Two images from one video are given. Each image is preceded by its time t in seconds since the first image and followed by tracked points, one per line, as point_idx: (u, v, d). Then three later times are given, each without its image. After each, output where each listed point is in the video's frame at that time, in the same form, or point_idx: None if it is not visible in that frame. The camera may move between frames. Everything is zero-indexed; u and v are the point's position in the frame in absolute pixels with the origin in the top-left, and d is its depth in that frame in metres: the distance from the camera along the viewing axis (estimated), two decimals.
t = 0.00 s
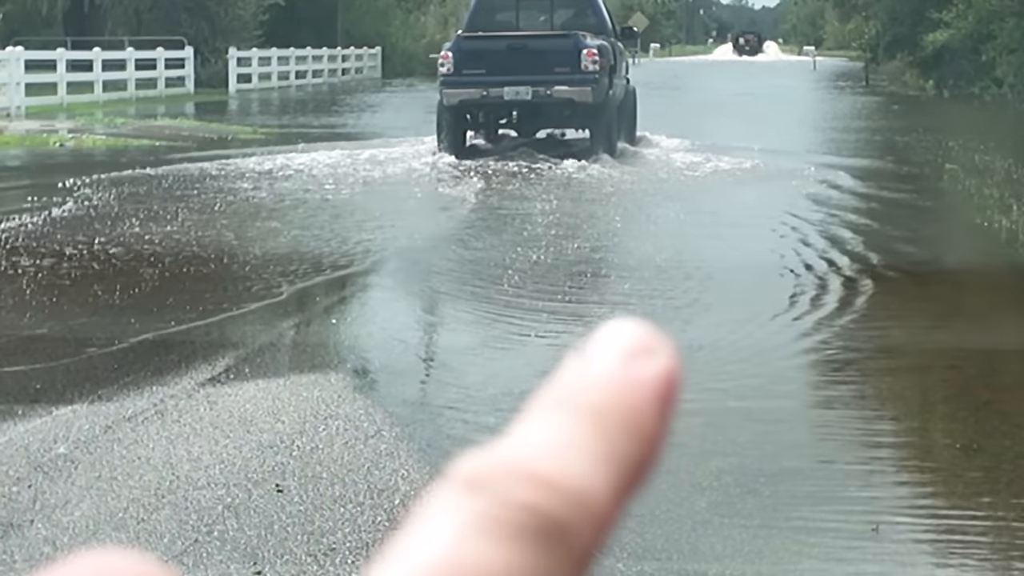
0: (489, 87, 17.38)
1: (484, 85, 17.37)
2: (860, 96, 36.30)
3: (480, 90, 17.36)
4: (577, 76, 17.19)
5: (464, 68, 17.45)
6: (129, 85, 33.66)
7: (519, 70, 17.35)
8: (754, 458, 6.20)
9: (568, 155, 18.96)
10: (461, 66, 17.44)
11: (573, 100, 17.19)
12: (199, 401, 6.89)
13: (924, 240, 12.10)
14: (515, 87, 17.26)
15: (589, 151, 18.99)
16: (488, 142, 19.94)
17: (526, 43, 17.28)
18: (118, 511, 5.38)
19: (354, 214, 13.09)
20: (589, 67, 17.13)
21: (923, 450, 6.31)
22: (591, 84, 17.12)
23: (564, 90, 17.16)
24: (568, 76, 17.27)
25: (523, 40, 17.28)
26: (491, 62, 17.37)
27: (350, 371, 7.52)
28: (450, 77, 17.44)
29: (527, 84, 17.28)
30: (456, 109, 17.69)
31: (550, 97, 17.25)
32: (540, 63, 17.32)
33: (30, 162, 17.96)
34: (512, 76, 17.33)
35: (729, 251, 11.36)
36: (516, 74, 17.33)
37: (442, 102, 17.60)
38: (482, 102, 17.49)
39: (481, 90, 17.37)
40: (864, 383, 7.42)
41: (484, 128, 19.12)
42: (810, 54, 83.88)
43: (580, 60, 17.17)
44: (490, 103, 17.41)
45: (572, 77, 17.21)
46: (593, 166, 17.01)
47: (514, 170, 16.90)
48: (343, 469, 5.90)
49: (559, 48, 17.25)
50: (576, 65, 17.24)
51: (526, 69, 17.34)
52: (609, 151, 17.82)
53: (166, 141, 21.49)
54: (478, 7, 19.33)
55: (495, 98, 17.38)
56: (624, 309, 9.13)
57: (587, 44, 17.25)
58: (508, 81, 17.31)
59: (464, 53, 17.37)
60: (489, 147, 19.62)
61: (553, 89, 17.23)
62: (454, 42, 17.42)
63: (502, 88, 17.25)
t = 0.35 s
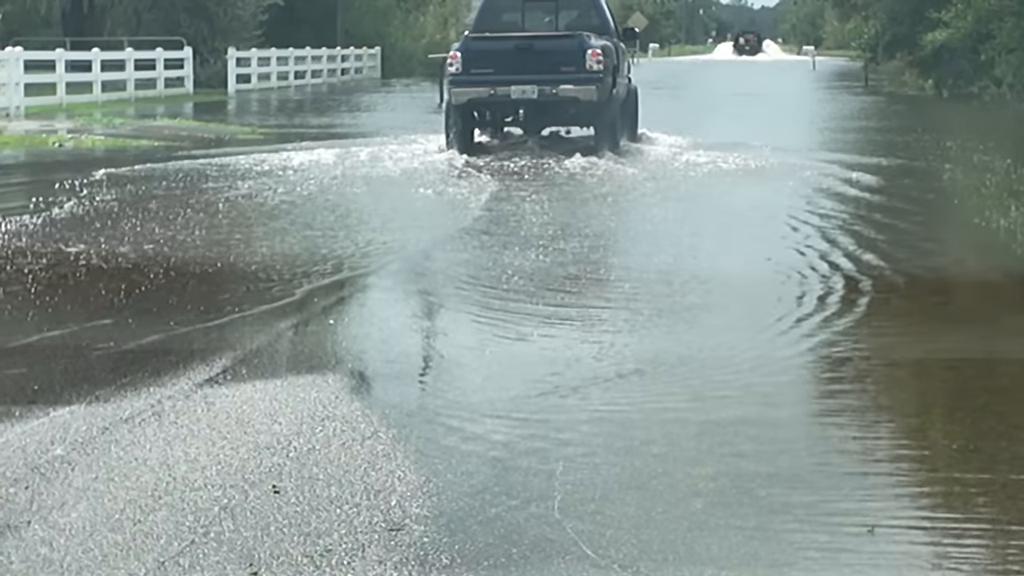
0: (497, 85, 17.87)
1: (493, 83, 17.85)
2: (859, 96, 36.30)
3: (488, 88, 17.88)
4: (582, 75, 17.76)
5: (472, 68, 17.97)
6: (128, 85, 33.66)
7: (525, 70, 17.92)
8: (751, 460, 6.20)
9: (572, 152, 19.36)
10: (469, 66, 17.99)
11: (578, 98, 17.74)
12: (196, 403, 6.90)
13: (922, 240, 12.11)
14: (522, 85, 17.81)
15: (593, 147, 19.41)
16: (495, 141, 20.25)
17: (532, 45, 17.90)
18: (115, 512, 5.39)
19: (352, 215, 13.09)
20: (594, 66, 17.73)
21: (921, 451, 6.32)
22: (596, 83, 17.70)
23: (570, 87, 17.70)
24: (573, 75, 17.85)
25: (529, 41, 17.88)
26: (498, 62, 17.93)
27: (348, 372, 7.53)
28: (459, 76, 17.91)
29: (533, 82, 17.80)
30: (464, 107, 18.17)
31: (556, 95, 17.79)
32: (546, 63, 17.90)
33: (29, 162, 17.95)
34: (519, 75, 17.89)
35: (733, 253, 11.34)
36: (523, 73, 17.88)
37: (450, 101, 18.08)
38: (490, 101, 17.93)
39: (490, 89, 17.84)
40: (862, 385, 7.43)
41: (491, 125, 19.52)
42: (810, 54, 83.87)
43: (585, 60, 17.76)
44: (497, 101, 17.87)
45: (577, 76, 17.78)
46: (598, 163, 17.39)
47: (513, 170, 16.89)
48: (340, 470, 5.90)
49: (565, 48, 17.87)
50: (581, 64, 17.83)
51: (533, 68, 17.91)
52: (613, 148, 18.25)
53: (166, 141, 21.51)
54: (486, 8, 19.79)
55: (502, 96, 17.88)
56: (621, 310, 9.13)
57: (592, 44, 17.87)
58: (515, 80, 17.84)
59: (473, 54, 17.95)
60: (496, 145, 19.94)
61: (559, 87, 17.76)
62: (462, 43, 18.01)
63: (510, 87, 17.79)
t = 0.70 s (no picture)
0: (500, 85, 18.53)
1: (496, 83, 18.51)
2: (854, 97, 36.30)
3: (492, 88, 18.52)
4: (583, 76, 18.37)
5: (476, 69, 18.62)
6: (123, 87, 33.64)
7: (527, 70, 18.54)
8: (746, 461, 6.21)
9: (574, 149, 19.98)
10: (473, 66, 18.63)
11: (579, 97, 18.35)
12: (191, 404, 6.90)
13: (916, 241, 12.14)
14: (524, 85, 18.43)
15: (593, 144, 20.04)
16: (499, 138, 20.85)
17: (534, 45, 18.48)
18: (111, 514, 5.40)
19: (346, 216, 13.11)
20: (594, 66, 18.32)
21: (916, 453, 6.34)
22: (597, 83, 18.31)
23: (571, 88, 18.32)
24: (574, 75, 18.45)
25: (531, 42, 18.47)
26: (501, 63, 18.55)
27: (344, 373, 7.54)
28: (463, 76, 18.59)
29: (535, 82, 18.43)
30: (469, 106, 18.80)
31: (557, 94, 18.41)
32: (548, 63, 18.49)
33: (23, 164, 17.93)
34: (521, 75, 18.50)
35: (730, 253, 11.40)
36: (525, 73, 18.50)
37: (456, 100, 18.71)
38: (493, 100, 18.62)
39: (493, 89, 18.51)
40: (856, 385, 7.45)
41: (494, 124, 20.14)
42: (805, 55, 84.00)
43: (585, 61, 18.35)
44: (501, 101, 18.54)
45: (578, 76, 18.38)
46: (599, 159, 18.01)
47: (509, 173, 16.88)
48: (334, 472, 5.92)
49: (565, 49, 18.44)
50: (581, 65, 18.42)
51: (534, 68, 18.52)
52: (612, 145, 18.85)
53: (161, 142, 21.55)
54: (488, 10, 20.40)
55: (505, 96, 18.52)
56: (614, 313, 9.14)
57: (592, 45, 18.45)
58: (517, 80, 18.48)
59: (477, 54, 18.57)
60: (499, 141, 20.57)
61: (560, 87, 18.37)
62: (467, 44, 18.62)
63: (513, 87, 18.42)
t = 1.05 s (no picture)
0: (497, 91, 18.98)
1: (493, 89, 18.96)
2: (843, 104, 36.35)
3: (490, 94, 18.96)
4: (577, 82, 18.82)
5: (474, 75, 19.08)
6: (113, 93, 33.62)
7: (524, 76, 18.99)
8: (736, 468, 6.24)
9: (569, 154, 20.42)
10: (472, 73, 19.08)
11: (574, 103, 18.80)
12: (181, 412, 6.91)
13: (906, 248, 12.17)
14: (521, 92, 18.89)
15: (588, 148, 20.48)
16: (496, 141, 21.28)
17: (531, 53, 18.96)
18: (100, 522, 5.41)
19: (338, 223, 13.11)
20: (589, 73, 18.79)
21: (906, 459, 6.36)
22: (591, 89, 18.78)
23: (567, 94, 18.78)
24: (569, 81, 18.89)
25: (528, 49, 18.93)
26: (499, 69, 18.99)
27: (333, 381, 7.54)
28: (462, 82, 19.04)
29: (532, 89, 18.90)
30: (467, 111, 19.25)
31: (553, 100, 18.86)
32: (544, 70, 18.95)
33: (12, 170, 17.92)
34: (518, 82, 18.97)
35: (723, 260, 11.41)
36: (522, 80, 18.97)
37: (455, 105, 19.15)
38: (491, 106, 19.05)
39: (491, 94, 18.96)
40: (846, 393, 7.47)
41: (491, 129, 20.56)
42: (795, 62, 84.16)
43: (580, 68, 18.81)
44: (498, 105, 18.99)
45: (573, 83, 18.83)
46: (594, 162, 18.45)
47: (501, 179, 16.89)
48: (324, 479, 5.93)
49: (561, 56, 18.90)
50: (576, 72, 18.88)
51: (531, 75, 18.98)
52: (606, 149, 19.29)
53: (151, 149, 21.58)
54: (487, 19, 20.96)
55: (502, 101, 18.97)
56: (606, 320, 9.15)
57: (587, 53, 18.90)
58: (514, 86, 18.94)
59: (475, 61, 19.02)
60: (496, 146, 21.00)
61: (556, 93, 18.84)
62: (465, 51, 19.07)
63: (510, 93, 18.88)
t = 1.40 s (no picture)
0: (490, 105, 19.38)
1: (486, 104, 19.36)
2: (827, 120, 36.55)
3: (483, 109, 19.36)
4: (567, 97, 19.25)
5: (467, 90, 19.48)
6: (98, 109, 33.54)
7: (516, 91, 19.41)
8: (721, 483, 6.26)
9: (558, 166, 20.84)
10: (465, 88, 19.47)
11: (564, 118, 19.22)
12: (167, 427, 6.92)
13: (890, 263, 12.22)
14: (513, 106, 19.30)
15: (577, 160, 20.91)
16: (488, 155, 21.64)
17: (523, 69, 19.36)
18: (87, 537, 5.41)
19: (323, 238, 13.11)
20: (579, 88, 19.22)
21: (890, 475, 6.38)
22: (581, 104, 19.21)
23: (557, 109, 19.18)
24: (560, 96, 19.31)
25: (518, 65, 19.34)
26: (491, 85, 19.40)
27: (319, 397, 7.54)
28: (456, 97, 19.44)
29: (523, 103, 19.31)
30: (461, 126, 19.65)
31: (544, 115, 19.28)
32: (535, 85, 19.34)
33: None
34: (510, 97, 19.38)
35: (711, 276, 11.44)
36: (514, 95, 19.37)
37: (449, 120, 19.55)
38: (484, 120, 19.45)
39: (483, 109, 19.36)
40: (830, 409, 7.49)
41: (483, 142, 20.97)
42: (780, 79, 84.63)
43: (570, 83, 19.24)
44: (491, 120, 19.38)
45: (563, 98, 19.25)
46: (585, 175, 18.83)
47: (488, 194, 16.91)
48: (310, 495, 5.94)
49: (551, 72, 19.32)
50: (566, 87, 19.31)
51: (522, 90, 19.40)
52: (596, 162, 19.71)
53: (135, 164, 21.56)
54: (479, 35, 21.43)
55: (495, 116, 19.38)
56: (590, 335, 9.17)
57: (576, 68, 19.33)
58: (506, 101, 19.35)
59: (468, 76, 19.42)
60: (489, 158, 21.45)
61: (547, 108, 19.23)
62: (458, 67, 19.46)
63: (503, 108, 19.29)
